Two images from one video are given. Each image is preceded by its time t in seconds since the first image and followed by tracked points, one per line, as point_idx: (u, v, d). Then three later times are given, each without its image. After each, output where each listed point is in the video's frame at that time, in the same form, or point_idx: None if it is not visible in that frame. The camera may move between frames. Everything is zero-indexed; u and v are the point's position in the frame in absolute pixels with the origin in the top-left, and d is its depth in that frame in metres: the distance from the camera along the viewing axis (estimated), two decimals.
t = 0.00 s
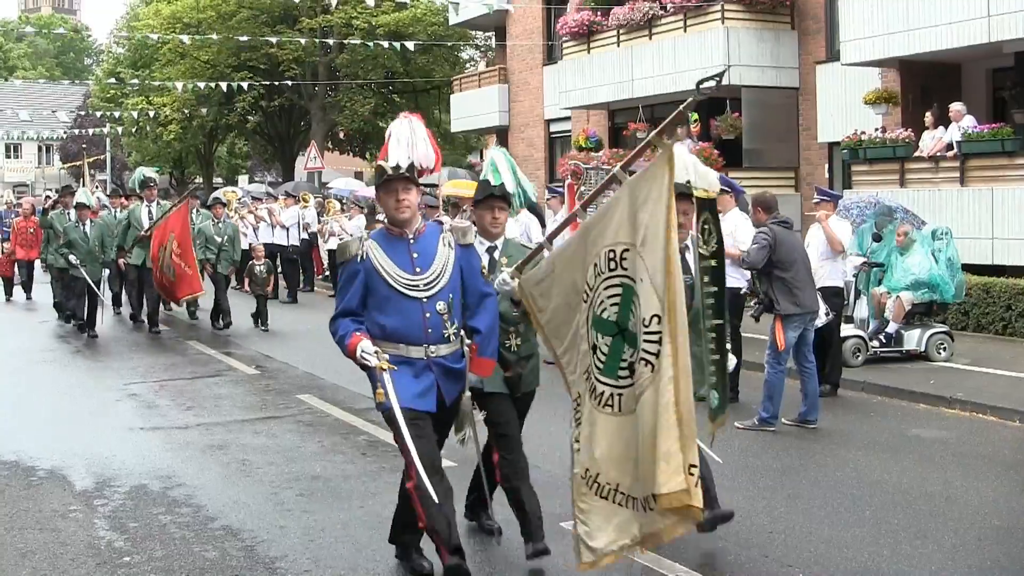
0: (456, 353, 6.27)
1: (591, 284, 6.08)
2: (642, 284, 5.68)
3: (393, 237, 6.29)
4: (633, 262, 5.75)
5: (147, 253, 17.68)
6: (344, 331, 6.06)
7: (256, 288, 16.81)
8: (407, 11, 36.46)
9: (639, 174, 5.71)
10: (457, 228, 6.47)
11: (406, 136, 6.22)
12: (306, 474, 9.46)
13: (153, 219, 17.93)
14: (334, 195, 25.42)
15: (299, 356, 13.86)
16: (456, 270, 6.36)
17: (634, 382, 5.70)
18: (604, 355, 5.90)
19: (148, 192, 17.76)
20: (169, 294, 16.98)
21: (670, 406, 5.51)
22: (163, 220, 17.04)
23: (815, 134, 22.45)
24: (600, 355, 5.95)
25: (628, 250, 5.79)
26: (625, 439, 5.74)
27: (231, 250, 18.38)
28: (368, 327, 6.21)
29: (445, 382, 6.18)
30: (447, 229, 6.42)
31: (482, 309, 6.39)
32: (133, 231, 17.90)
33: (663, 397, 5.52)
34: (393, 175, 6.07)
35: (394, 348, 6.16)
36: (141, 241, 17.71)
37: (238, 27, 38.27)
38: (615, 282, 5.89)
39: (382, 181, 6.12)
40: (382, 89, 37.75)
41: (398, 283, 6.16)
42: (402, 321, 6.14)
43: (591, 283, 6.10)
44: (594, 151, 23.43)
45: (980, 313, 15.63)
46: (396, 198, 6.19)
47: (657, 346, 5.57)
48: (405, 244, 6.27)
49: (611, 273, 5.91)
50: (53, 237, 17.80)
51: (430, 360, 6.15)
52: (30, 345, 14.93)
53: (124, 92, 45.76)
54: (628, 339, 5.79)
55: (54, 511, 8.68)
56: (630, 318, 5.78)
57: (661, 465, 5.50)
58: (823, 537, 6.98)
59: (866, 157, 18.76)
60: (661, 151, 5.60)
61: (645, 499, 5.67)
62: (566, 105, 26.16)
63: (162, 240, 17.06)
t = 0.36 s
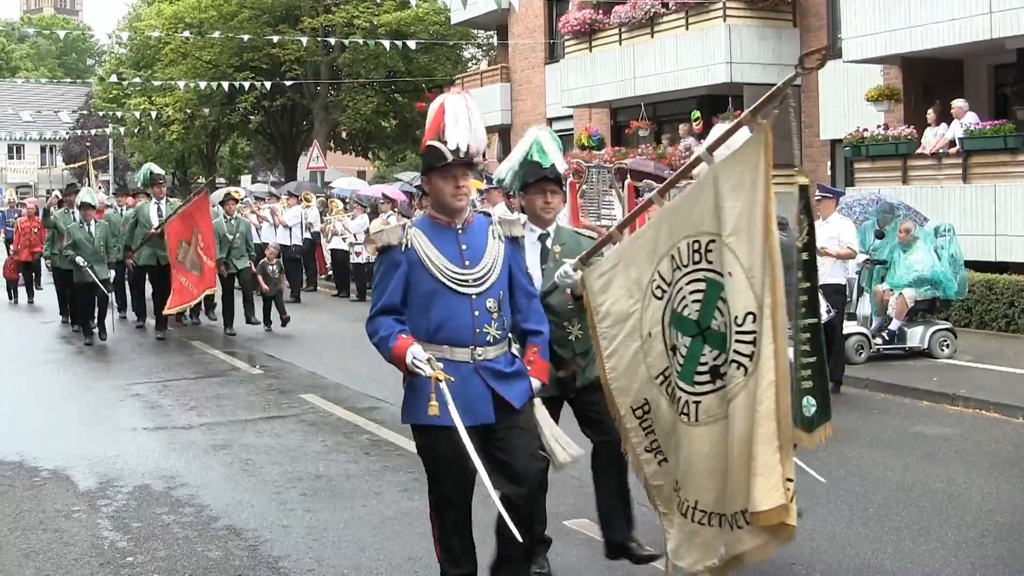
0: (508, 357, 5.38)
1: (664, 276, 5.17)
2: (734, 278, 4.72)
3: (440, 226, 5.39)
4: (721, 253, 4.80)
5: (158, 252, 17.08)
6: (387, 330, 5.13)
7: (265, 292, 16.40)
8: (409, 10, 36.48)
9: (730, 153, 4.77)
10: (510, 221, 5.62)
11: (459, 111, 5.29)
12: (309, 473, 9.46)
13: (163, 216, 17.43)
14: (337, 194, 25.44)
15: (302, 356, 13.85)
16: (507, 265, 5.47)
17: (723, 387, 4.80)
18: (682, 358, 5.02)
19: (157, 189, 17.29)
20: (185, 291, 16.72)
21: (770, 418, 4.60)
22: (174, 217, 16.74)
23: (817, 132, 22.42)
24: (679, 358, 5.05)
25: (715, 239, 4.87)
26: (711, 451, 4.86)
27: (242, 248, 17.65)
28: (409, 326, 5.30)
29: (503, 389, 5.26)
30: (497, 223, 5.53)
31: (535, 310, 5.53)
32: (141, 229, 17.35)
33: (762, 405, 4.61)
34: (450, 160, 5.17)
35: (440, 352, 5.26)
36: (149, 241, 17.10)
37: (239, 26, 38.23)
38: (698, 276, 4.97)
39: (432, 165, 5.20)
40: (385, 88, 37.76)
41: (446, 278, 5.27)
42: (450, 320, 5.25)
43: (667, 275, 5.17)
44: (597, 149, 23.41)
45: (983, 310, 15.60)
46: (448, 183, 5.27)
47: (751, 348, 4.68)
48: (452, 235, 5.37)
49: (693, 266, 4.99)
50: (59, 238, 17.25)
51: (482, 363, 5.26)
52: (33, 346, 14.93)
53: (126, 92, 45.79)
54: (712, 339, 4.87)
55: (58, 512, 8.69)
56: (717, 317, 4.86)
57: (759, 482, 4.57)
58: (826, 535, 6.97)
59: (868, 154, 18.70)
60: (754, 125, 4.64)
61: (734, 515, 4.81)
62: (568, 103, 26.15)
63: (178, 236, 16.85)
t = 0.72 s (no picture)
0: (578, 382, 4.90)
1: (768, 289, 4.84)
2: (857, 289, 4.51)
3: (503, 234, 4.94)
4: (841, 262, 4.57)
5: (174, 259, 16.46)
6: (444, 350, 4.72)
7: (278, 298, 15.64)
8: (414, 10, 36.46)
9: (846, 149, 4.53)
10: (584, 229, 5.11)
11: (520, 107, 4.85)
12: (314, 473, 9.46)
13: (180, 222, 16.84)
14: (342, 195, 25.45)
15: (307, 356, 13.83)
16: (579, 277, 4.98)
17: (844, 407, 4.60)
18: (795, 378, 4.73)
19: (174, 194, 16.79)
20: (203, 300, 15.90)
21: (895, 440, 4.45)
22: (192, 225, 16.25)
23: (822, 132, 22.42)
24: (791, 378, 4.76)
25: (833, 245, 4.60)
26: (827, 477, 4.66)
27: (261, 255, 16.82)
28: (468, 346, 4.87)
29: (569, 418, 4.81)
30: (568, 229, 5.05)
31: (611, 326, 5.04)
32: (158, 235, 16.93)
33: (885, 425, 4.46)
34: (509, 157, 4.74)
35: (503, 376, 4.80)
36: (166, 247, 16.53)
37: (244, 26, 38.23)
38: (811, 286, 4.68)
39: (494, 164, 4.78)
40: (389, 88, 37.74)
41: (510, 293, 4.81)
42: (515, 340, 4.78)
43: (772, 286, 4.83)
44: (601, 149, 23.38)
45: (987, 309, 15.59)
46: (509, 184, 4.82)
47: (874, 363, 4.49)
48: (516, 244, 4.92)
49: (807, 275, 4.70)
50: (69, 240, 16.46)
51: (549, 390, 4.80)
52: (37, 346, 14.93)
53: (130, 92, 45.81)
54: (833, 355, 4.64)
55: (62, 512, 8.69)
56: (836, 331, 4.61)
57: (881, 514, 4.46)
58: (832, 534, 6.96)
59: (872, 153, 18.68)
60: (880, 121, 4.39)
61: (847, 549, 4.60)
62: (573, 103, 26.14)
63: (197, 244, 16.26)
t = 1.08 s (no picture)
0: (652, 413, 4.62)
1: (879, 292, 4.19)
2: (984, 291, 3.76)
3: (569, 244, 4.65)
4: (959, 258, 3.84)
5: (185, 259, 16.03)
6: (500, 373, 4.44)
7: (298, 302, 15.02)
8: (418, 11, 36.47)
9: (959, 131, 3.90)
10: (663, 236, 4.80)
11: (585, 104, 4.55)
12: (320, 474, 9.47)
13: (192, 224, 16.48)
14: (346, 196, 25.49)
15: (314, 358, 13.84)
16: (653, 293, 4.70)
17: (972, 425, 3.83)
18: (914, 394, 4.02)
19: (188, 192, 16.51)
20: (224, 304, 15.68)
21: None
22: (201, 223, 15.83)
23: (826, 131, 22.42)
24: (909, 391, 4.05)
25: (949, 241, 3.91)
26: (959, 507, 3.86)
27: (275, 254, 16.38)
28: (528, 369, 4.58)
29: (640, 454, 4.55)
30: (644, 236, 4.76)
31: (688, 348, 4.75)
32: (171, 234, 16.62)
33: None
34: (570, 159, 4.45)
35: (571, 405, 4.51)
36: (179, 247, 16.16)
37: (248, 28, 38.26)
38: (926, 288, 3.97)
39: (553, 165, 4.49)
40: (393, 89, 37.75)
41: (576, 312, 4.52)
42: (584, 366, 4.49)
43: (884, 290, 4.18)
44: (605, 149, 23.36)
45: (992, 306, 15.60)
46: (571, 189, 4.51)
47: (1012, 375, 3.69)
48: (583, 256, 4.64)
49: (920, 276, 4.00)
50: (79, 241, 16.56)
51: (622, 422, 4.51)
52: (43, 348, 14.95)
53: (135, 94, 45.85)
54: (953, 365, 3.89)
55: (68, 513, 8.71)
56: (957, 339, 3.87)
57: None
58: (837, 533, 6.97)
59: (877, 152, 18.71)
60: (997, 97, 3.76)
61: None
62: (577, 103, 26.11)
63: (205, 242, 15.80)
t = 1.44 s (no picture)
0: (748, 423, 4.01)
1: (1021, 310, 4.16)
2: None
3: (645, 234, 4.06)
4: None
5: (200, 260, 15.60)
6: (579, 396, 3.74)
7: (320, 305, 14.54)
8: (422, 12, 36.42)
9: None
10: (735, 228, 4.27)
11: (670, 70, 3.97)
12: (325, 476, 9.47)
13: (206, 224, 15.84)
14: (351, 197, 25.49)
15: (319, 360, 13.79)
16: (738, 288, 4.13)
17: None
18: None
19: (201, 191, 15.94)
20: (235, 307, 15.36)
21: None
22: (218, 224, 15.48)
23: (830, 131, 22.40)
24: None
25: None
26: None
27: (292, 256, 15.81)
28: (605, 383, 3.91)
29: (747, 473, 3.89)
30: (718, 228, 4.21)
31: (777, 350, 4.13)
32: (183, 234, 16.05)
33: None
34: (658, 137, 3.87)
35: (660, 423, 3.86)
36: (192, 247, 15.65)
37: (252, 29, 38.21)
38: None
39: (636, 144, 3.90)
40: (397, 90, 37.70)
41: (662, 312, 3.91)
42: (677, 373, 3.85)
43: None
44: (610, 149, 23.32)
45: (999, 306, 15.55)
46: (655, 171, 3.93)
47: None
48: (664, 248, 4.05)
49: None
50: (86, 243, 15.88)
51: (719, 436, 3.89)
52: (47, 350, 14.95)
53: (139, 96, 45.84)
54: None
55: (73, 516, 8.71)
56: None
57: None
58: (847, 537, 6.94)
59: (882, 152, 18.70)
60: None
61: None
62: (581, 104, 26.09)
63: (226, 243, 15.48)
